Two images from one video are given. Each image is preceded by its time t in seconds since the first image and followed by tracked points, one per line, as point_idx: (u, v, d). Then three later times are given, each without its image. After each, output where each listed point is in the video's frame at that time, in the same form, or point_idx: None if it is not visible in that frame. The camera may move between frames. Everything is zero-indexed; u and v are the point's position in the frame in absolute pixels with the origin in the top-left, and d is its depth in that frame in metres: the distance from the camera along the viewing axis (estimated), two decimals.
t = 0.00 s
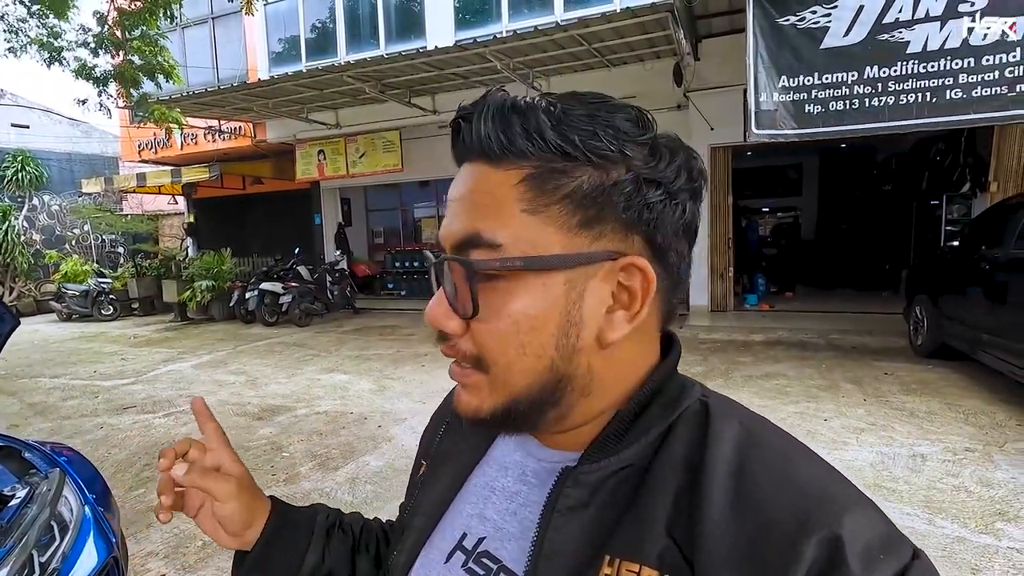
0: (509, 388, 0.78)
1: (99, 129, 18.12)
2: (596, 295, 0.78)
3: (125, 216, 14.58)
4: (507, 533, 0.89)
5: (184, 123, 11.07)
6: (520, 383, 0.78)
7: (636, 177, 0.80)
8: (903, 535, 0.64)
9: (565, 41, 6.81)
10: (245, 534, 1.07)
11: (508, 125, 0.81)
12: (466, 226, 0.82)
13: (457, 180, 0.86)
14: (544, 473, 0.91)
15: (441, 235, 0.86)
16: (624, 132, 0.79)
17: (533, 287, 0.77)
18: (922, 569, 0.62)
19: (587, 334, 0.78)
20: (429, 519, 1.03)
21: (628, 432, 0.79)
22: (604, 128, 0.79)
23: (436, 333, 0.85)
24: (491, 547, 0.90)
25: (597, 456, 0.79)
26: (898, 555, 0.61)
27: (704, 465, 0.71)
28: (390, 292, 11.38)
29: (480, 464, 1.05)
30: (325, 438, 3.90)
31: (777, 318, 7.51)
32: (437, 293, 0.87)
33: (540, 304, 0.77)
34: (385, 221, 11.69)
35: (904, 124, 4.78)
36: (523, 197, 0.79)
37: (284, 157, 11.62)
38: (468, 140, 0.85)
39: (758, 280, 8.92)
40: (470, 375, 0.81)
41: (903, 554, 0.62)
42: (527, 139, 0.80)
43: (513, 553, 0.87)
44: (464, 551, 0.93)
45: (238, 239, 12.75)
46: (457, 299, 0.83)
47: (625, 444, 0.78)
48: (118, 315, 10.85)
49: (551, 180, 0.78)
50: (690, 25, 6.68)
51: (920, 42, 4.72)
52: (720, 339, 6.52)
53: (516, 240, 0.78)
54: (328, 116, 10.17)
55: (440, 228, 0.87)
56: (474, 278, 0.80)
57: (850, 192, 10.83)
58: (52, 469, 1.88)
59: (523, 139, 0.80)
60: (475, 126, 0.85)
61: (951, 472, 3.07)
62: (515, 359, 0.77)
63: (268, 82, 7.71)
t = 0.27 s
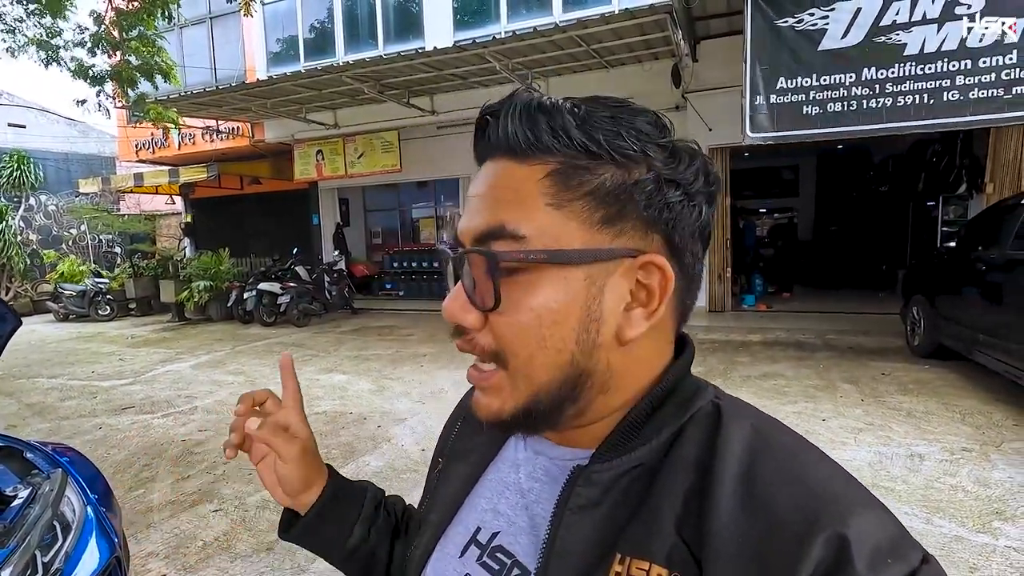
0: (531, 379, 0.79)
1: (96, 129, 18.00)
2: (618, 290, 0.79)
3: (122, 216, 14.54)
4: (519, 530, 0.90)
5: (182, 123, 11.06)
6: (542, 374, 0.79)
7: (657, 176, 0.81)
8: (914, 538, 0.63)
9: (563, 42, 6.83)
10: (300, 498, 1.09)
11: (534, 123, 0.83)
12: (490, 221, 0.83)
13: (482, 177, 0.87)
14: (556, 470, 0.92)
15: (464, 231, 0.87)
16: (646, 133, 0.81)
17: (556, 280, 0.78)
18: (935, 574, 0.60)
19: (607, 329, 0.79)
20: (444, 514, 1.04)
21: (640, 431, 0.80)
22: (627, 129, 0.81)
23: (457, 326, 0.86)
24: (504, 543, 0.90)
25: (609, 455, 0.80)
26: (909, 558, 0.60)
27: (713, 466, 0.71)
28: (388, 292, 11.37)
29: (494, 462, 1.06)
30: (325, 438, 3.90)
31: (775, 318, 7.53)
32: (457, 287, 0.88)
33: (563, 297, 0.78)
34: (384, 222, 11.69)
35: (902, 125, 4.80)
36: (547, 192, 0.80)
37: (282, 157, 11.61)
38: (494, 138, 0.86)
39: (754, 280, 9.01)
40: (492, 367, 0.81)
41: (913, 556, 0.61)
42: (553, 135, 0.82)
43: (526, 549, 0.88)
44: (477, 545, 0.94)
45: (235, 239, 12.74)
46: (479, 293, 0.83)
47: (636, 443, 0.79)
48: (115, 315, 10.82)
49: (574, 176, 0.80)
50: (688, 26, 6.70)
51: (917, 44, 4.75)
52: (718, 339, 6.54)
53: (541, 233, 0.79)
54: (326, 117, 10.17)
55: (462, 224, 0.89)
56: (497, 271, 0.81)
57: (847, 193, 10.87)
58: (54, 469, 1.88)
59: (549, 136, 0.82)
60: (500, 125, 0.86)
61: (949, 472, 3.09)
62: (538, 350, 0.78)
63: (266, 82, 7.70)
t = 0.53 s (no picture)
0: (555, 383, 0.79)
1: (93, 129, 17.93)
2: (635, 283, 0.79)
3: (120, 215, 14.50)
4: (545, 529, 0.89)
5: (180, 123, 11.03)
6: (564, 377, 0.78)
7: (662, 162, 0.81)
8: (961, 545, 0.61)
9: (563, 42, 6.83)
10: (288, 530, 1.07)
11: (531, 130, 0.84)
12: (501, 229, 0.84)
13: (487, 190, 0.88)
14: (582, 468, 0.91)
15: (477, 243, 0.88)
16: (646, 122, 0.81)
17: (573, 279, 0.78)
18: None
19: (629, 324, 0.79)
20: (467, 512, 1.04)
21: (669, 431, 0.79)
22: (626, 120, 0.81)
23: (478, 338, 0.86)
24: (529, 543, 0.90)
25: (638, 454, 0.80)
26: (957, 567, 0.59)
27: (749, 468, 0.70)
28: (387, 292, 11.35)
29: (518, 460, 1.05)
30: (326, 438, 3.89)
31: (774, 319, 7.54)
32: (477, 300, 0.88)
33: (582, 296, 0.77)
34: (382, 222, 11.68)
35: (903, 126, 4.81)
36: (553, 192, 0.81)
37: (280, 157, 11.59)
38: (494, 151, 0.87)
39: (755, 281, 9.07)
40: (516, 375, 0.81)
41: (963, 563, 0.60)
42: (552, 137, 0.82)
43: (551, 548, 0.87)
44: (502, 545, 0.93)
45: (234, 239, 12.72)
46: (497, 302, 0.83)
47: (666, 443, 0.78)
48: (113, 316, 10.80)
49: (581, 173, 0.80)
50: (688, 27, 6.71)
51: (917, 46, 4.75)
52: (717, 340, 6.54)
53: (555, 234, 0.80)
54: (325, 117, 10.16)
55: (474, 237, 0.89)
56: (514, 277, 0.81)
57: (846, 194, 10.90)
58: (55, 469, 1.87)
59: (548, 139, 0.82)
60: (499, 136, 0.87)
61: (950, 472, 3.09)
62: (558, 353, 0.78)
63: (265, 82, 7.69)
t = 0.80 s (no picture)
0: (579, 361, 0.78)
1: (92, 128, 17.89)
2: (660, 266, 0.78)
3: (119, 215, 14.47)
4: (564, 525, 0.88)
5: (179, 122, 11.01)
6: (589, 356, 0.78)
7: (692, 144, 0.81)
8: (998, 537, 0.60)
9: (564, 42, 6.83)
10: (306, 533, 1.06)
11: (561, 109, 0.85)
12: (525, 209, 0.83)
13: (513, 170, 0.88)
14: (602, 463, 0.90)
15: (501, 224, 0.87)
16: (676, 106, 0.82)
17: (600, 257, 0.77)
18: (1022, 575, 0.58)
19: (656, 306, 0.78)
20: (482, 508, 1.02)
21: (692, 423, 0.79)
22: (657, 103, 0.82)
23: (502, 319, 0.85)
24: (548, 540, 0.89)
25: (661, 447, 0.79)
26: (994, 558, 0.57)
27: (776, 460, 0.69)
28: (386, 293, 11.34)
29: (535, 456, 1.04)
30: (327, 438, 3.88)
31: (774, 319, 7.54)
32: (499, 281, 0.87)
33: (607, 274, 0.77)
34: (382, 222, 11.67)
35: (905, 125, 4.80)
36: (580, 170, 0.81)
37: (280, 157, 11.58)
38: (522, 130, 0.88)
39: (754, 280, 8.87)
40: (539, 354, 0.80)
41: (1001, 558, 0.58)
42: (583, 117, 0.83)
43: (572, 544, 0.86)
44: (521, 543, 0.92)
45: (233, 239, 12.70)
46: (519, 281, 0.83)
47: (688, 436, 0.78)
48: (112, 316, 10.78)
49: (609, 153, 0.80)
50: (689, 27, 6.71)
51: (919, 46, 4.74)
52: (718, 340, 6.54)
53: (582, 211, 0.80)
54: (325, 116, 10.14)
55: (498, 218, 0.89)
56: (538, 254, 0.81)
57: (845, 195, 10.91)
58: (56, 468, 1.85)
59: (578, 118, 0.83)
60: (527, 116, 0.88)
61: (952, 472, 3.08)
62: (584, 331, 0.77)
63: (265, 82, 7.67)
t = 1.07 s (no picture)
0: (576, 357, 0.78)
1: (93, 129, 17.92)
2: (655, 259, 0.79)
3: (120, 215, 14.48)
4: (567, 517, 0.89)
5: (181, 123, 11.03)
6: (585, 352, 0.78)
7: (681, 139, 0.82)
8: (991, 520, 0.62)
9: (565, 42, 6.84)
10: (319, 509, 1.06)
11: (551, 108, 0.85)
12: (520, 208, 0.84)
13: (506, 171, 0.89)
14: (603, 455, 0.91)
15: (496, 222, 0.88)
16: (665, 100, 0.82)
17: (593, 253, 0.78)
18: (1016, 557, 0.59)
19: (650, 300, 0.78)
20: (485, 501, 1.02)
21: (691, 415, 0.79)
22: (646, 99, 0.82)
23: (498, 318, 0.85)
24: (551, 531, 0.89)
25: (660, 439, 0.79)
26: (987, 541, 0.59)
27: (774, 450, 0.70)
28: (387, 293, 11.36)
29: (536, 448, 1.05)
30: (328, 437, 3.89)
31: (775, 319, 7.54)
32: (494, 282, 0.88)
33: (602, 270, 0.78)
34: (383, 223, 11.69)
35: (907, 125, 4.80)
36: (573, 167, 0.81)
37: (281, 157, 11.59)
38: (514, 132, 0.88)
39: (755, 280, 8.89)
40: (537, 352, 0.80)
41: (993, 542, 0.59)
42: (573, 115, 0.83)
43: (574, 536, 0.86)
44: (523, 535, 0.92)
45: (234, 239, 12.72)
46: (516, 278, 0.83)
47: (687, 428, 0.78)
48: (113, 316, 10.80)
49: (600, 150, 0.80)
50: (690, 27, 6.72)
51: (920, 45, 4.75)
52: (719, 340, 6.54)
53: (573, 210, 0.80)
54: (326, 117, 10.15)
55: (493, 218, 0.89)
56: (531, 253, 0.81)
57: (846, 195, 10.91)
58: (58, 467, 1.86)
59: (569, 116, 0.83)
60: (519, 116, 0.88)
61: (954, 472, 3.08)
62: (580, 327, 0.77)
63: (266, 82, 7.69)
